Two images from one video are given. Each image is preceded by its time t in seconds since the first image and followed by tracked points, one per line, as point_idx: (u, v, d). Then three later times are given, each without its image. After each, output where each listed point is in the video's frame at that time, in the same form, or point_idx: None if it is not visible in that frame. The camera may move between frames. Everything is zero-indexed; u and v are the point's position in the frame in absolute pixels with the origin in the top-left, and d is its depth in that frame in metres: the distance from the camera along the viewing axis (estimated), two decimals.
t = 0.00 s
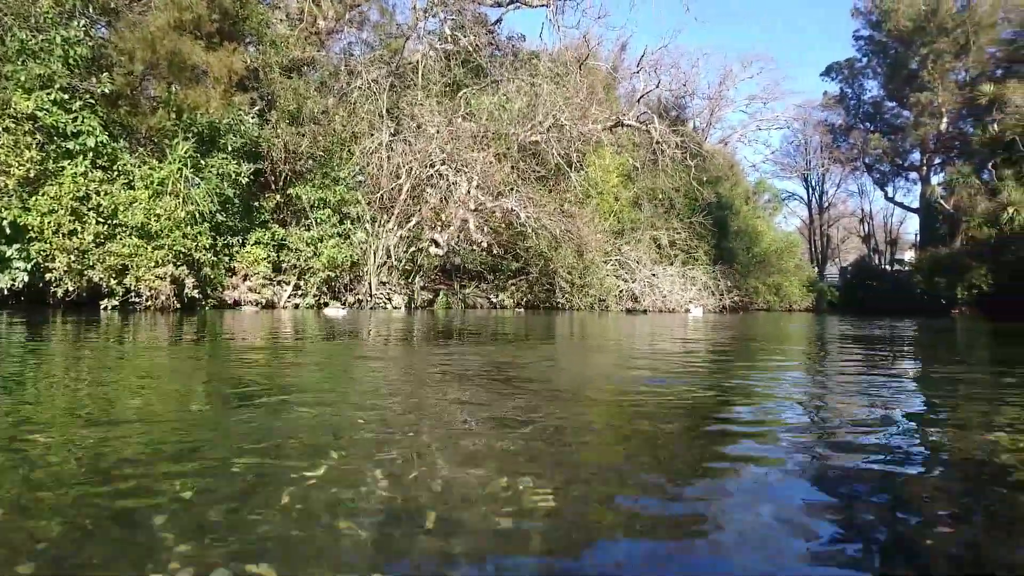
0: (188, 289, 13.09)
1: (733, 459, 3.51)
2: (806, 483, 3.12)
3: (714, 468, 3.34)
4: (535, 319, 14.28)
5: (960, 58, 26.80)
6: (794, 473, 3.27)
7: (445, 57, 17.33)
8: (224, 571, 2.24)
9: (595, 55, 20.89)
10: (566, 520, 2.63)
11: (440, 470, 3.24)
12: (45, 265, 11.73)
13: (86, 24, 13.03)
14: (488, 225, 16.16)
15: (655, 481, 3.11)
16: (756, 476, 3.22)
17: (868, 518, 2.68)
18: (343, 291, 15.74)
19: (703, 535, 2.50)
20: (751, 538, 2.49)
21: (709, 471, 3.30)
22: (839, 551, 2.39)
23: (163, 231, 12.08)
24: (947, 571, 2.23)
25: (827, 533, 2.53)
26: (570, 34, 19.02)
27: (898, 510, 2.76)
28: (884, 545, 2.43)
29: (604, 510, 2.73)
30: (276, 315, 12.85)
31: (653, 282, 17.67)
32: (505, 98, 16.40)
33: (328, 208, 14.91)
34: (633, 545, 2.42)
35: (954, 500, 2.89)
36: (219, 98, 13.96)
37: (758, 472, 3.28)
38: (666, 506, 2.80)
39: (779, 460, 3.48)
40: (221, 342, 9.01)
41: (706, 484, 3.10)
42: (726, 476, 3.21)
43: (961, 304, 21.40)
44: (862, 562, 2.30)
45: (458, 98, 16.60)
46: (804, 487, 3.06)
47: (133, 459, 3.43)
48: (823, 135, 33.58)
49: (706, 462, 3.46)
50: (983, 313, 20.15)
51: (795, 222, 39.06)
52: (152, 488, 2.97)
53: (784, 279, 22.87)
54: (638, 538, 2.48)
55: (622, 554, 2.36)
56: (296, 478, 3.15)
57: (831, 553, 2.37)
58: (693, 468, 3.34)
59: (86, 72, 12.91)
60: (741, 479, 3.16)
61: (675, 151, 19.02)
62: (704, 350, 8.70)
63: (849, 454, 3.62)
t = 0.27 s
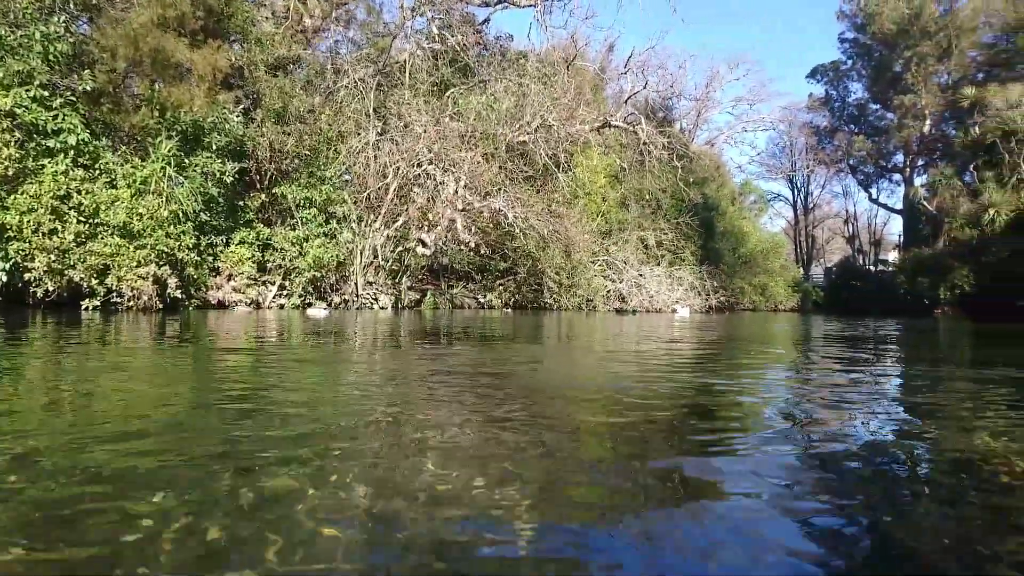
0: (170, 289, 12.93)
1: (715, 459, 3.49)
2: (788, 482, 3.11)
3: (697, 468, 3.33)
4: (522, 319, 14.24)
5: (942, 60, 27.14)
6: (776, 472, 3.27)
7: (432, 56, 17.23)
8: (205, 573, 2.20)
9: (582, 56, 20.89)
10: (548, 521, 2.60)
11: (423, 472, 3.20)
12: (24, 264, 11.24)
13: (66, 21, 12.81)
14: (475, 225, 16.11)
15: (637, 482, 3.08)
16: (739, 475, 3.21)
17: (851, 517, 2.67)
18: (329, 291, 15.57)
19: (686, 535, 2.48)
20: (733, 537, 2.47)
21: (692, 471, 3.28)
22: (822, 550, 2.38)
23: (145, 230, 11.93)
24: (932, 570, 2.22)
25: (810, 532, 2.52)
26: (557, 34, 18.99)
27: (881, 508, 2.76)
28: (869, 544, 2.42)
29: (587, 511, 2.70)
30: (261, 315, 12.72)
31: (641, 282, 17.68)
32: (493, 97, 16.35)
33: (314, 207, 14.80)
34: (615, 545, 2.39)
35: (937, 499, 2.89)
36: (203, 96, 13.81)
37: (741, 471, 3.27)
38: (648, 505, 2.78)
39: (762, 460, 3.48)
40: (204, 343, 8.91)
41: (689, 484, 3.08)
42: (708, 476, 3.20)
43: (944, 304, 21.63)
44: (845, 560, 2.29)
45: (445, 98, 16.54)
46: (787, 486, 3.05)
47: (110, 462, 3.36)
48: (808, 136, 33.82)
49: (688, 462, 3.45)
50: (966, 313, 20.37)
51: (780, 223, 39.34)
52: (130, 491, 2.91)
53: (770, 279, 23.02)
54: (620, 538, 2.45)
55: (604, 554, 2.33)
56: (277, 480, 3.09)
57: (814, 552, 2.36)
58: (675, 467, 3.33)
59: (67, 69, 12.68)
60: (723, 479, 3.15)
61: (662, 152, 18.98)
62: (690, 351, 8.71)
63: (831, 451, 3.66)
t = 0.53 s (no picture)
0: (151, 290, 12.75)
1: (704, 460, 3.48)
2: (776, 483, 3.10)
3: (685, 470, 3.30)
4: (510, 320, 14.22)
5: (924, 63, 27.52)
6: (763, 473, 3.25)
7: (419, 56, 17.12)
8: None
9: (569, 57, 20.87)
10: (536, 526, 2.56)
11: (413, 475, 3.15)
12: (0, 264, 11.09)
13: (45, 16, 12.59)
14: (462, 225, 16.06)
15: (626, 485, 3.05)
16: (727, 477, 3.19)
17: (841, 518, 2.66)
18: (314, 291, 15.54)
19: (676, 541, 2.45)
20: (723, 541, 2.44)
21: (681, 474, 3.25)
22: (812, 553, 2.36)
23: (126, 230, 11.76)
24: (926, 572, 2.20)
25: (800, 535, 2.50)
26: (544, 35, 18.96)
27: (870, 509, 2.75)
28: (860, 546, 2.40)
29: (577, 517, 2.67)
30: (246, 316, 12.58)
31: (627, 282, 17.68)
32: (480, 97, 16.31)
33: (298, 207, 14.67)
34: (605, 553, 2.35)
35: (928, 499, 2.89)
36: (186, 94, 13.65)
37: (729, 473, 3.25)
38: (637, 509, 2.74)
39: (750, 461, 3.46)
40: (188, 345, 8.80)
41: (677, 487, 3.05)
42: (697, 478, 3.18)
43: (926, 304, 21.89)
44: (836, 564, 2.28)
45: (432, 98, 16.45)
46: (775, 488, 3.04)
47: (89, 467, 3.27)
48: (793, 138, 34.06)
49: (676, 463, 3.43)
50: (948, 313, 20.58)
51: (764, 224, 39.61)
52: (109, 497, 2.83)
53: (755, 279, 23.15)
54: (610, 546, 2.41)
55: (594, 563, 2.29)
56: (262, 484, 3.03)
57: (805, 556, 2.34)
58: (664, 470, 3.30)
59: (46, 66, 12.42)
60: (711, 482, 3.12)
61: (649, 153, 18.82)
62: (676, 351, 8.73)
63: (818, 452, 3.65)
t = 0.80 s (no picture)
0: (134, 291, 12.58)
1: (691, 462, 3.45)
2: (764, 485, 3.07)
3: (673, 473, 3.27)
4: (497, 321, 14.16)
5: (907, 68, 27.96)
6: (750, 475, 3.22)
7: (405, 56, 17.00)
8: None
9: (555, 58, 20.88)
10: (524, 530, 2.50)
11: (398, 478, 3.09)
12: None
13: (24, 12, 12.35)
14: (449, 226, 16.00)
15: (614, 488, 3.01)
16: (715, 479, 3.15)
17: (832, 520, 2.63)
18: (299, 292, 15.35)
19: (666, 544, 2.40)
20: (710, 543, 2.42)
21: (666, 473, 3.25)
22: (805, 556, 2.32)
23: (107, 230, 11.59)
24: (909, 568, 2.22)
25: (786, 533, 2.51)
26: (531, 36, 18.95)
27: (860, 511, 2.72)
28: (852, 549, 2.37)
29: (562, 518, 2.63)
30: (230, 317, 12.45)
31: (614, 283, 17.67)
32: (466, 99, 16.30)
33: (283, 207, 14.55)
34: (593, 551, 2.34)
35: (910, 497, 2.91)
36: (169, 93, 13.48)
37: (713, 473, 3.26)
38: (626, 512, 2.70)
39: (737, 463, 3.44)
40: (170, 346, 8.67)
41: (666, 489, 3.00)
42: (685, 480, 3.14)
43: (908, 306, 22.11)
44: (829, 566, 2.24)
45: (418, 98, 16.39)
46: (759, 487, 3.05)
47: (63, 471, 3.17)
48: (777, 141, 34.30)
49: (663, 465, 3.39)
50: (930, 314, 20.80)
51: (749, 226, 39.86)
52: (84, 503, 2.74)
53: (740, 281, 23.27)
54: (600, 549, 2.36)
55: (584, 567, 2.23)
56: (243, 488, 2.95)
57: (798, 559, 2.30)
58: (651, 472, 3.26)
59: (24, 63, 12.17)
60: (700, 484, 3.08)
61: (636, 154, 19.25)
62: (663, 352, 8.73)
63: (801, 451, 3.67)
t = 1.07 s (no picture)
0: (115, 292, 12.41)
1: (678, 461, 3.47)
2: (751, 484, 3.09)
3: (660, 472, 3.28)
4: (485, 322, 14.08)
5: (890, 72, 28.28)
6: (737, 474, 3.25)
7: (393, 55, 16.87)
8: None
9: (543, 59, 20.86)
10: (515, 534, 2.50)
11: (387, 479, 3.07)
12: None
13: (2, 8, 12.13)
14: (436, 226, 15.95)
15: (602, 488, 3.02)
16: (703, 479, 3.17)
17: (818, 520, 2.65)
18: (284, 293, 15.13)
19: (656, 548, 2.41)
20: (698, 544, 2.45)
21: (654, 471, 3.28)
22: (792, 557, 2.34)
23: (87, 230, 11.38)
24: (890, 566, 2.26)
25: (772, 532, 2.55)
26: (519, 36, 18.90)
27: (845, 510, 2.75)
28: (840, 550, 2.39)
29: (551, 518, 2.65)
30: (214, 318, 12.32)
31: (601, 284, 17.66)
32: (454, 99, 16.26)
33: (268, 207, 14.42)
34: (584, 553, 2.37)
35: (893, 495, 2.95)
36: (152, 91, 13.31)
37: (701, 471, 3.29)
38: (614, 513, 2.71)
39: (723, 461, 3.46)
40: (152, 347, 8.57)
41: (654, 489, 3.02)
42: (673, 480, 3.15)
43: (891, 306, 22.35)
44: (816, 568, 2.26)
45: (405, 98, 16.31)
46: (746, 485, 3.08)
47: (48, 475, 3.12)
48: (763, 143, 34.52)
49: (650, 464, 3.40)
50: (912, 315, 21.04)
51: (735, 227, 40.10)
52: (69, 507, 2.70)
53: (726, 281, 23.42)
54: (590, 553, 2.36)
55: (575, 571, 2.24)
56: (230, 491, 2.93)
57: (785, 561, 2.32)
58: (638, 472, 3.27)
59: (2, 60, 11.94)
60: (687, 484, 3.10)
61: (622, 156, 19.20)
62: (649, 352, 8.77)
63: (785, 450, 3.71)
